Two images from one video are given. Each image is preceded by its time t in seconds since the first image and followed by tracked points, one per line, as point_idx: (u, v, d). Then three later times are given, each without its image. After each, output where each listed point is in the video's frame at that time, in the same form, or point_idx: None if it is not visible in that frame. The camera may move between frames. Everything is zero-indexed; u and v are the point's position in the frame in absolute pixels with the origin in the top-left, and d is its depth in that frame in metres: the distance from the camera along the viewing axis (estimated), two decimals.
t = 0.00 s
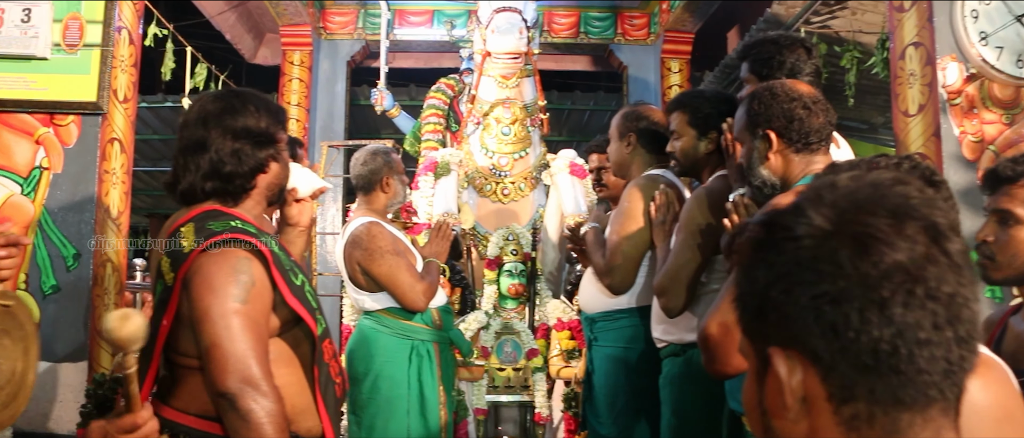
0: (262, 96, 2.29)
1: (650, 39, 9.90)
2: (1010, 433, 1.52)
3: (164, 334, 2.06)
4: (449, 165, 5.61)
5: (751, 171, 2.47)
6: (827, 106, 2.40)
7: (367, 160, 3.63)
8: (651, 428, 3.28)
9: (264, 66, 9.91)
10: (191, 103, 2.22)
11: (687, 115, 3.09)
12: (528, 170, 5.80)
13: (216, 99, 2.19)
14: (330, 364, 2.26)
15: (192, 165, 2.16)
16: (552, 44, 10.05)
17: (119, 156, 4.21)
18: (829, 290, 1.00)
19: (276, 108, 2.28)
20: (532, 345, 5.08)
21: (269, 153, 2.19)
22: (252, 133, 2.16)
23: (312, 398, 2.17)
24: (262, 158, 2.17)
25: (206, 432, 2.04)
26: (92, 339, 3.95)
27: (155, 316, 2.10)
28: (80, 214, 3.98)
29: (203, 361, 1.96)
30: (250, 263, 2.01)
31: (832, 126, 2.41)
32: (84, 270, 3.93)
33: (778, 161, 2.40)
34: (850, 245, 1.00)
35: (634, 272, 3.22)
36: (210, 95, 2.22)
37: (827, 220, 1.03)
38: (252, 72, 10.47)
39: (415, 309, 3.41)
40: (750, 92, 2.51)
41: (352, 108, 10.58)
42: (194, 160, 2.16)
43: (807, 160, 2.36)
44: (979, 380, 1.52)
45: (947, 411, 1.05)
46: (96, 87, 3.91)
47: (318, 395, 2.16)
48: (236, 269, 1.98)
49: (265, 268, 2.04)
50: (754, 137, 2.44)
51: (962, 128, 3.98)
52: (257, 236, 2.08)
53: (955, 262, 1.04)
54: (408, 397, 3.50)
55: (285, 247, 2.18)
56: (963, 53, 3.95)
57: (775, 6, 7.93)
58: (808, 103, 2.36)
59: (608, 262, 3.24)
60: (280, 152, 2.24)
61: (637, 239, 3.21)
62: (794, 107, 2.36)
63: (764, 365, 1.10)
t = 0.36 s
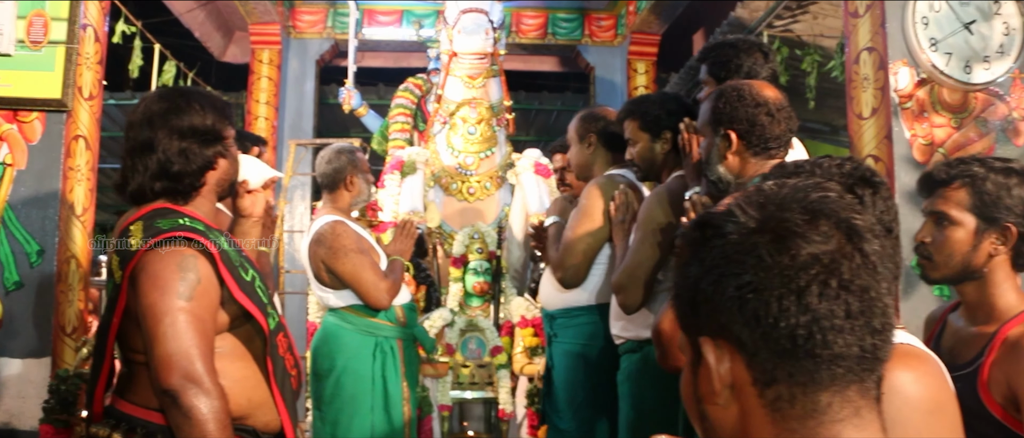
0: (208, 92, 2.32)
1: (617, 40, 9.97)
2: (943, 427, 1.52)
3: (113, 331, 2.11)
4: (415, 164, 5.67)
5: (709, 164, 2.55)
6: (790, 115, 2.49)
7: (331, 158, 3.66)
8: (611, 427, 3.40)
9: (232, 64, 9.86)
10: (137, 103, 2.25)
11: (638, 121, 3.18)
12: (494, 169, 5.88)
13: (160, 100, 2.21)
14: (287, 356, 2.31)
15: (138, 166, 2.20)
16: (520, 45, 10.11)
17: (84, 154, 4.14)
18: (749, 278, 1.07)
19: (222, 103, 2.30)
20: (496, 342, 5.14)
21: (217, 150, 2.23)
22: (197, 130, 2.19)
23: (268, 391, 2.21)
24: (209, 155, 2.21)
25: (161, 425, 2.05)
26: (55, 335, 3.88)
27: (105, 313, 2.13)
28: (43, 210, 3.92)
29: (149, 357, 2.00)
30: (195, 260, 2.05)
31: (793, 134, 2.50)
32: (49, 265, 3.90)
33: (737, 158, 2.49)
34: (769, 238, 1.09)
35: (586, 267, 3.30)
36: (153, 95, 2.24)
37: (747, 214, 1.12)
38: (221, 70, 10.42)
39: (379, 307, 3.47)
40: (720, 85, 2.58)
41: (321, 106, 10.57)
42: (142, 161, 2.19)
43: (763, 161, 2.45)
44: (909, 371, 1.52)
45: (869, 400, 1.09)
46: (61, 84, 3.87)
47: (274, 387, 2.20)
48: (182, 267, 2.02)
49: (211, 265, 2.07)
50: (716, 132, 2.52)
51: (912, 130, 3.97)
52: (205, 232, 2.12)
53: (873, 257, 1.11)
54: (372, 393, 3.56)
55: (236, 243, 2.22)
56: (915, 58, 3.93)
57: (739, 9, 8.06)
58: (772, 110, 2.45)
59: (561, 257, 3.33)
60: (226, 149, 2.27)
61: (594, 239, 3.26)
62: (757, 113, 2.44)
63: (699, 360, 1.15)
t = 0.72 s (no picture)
0: (169, 87, 2.31)
1: (591, 41, 10.01)
2: (898, 421, 1.53)
3: (85, 328, 2.10)
4: (389, 163, 5.69)
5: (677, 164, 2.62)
6: (758, 121, 2.54)
7: (304, 157, 3.68)
8: (579, 425, 3.45)
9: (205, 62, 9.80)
10: (97, 104, 2.24)
11: (608, 120, 3.22)
12: (467, 168, 5.92)
13: (119, 99, 2.20)
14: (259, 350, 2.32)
15: (104, 166, 2.20)
16: (495, 45, 10.14)
17: (56, 150, 4.10)
18: (702, 271, 1.13)
19: (183, 97, 2.29)
20: (468, 341, 5.14)
21: (180, 147, 2.23)
22: (159, 129, 2.19)
23: (242, 386, 2.23)
24: (173, 153, 2.21)
25: (135, 420, 2.06)
26: (25, 332, 3.83)
27: (77, 308, 2.13)
28: (14, 207, 3.87)
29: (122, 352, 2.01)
30: (166, 254, 2.06)
31: (758, 138, 2.56)
32: (18, 262, 3.84)
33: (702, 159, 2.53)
34: (722, 233, 1.14)
35: (556, 268, 3.33)
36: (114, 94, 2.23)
37: (703, 210, 1.17)
38: (194, 68, 10.35)
39: (350, 305, 3.51)
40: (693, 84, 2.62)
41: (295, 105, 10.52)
42: (105, 163, 2.20)
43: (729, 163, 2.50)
44: (866, 367, 1.52)
45: (814, 390, 1.14)
46: (32, 81, 3.82)
47: (246, 382, 2.22)
48: (153, 261, 2.03)
49: (182, 259, 2.08)
50: (685, 131, 2.57)
51: (877, 132, 3.96)
52: (175, 227, 2.12)
53: (820, 254, 1.17)
54: (344, 391, 3.56)
55: (205, 236, 2.22)
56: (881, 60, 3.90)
57: (711, 11, 8.17)
58: (739, 116, 2.49)
59: (529, 254, 3.34)
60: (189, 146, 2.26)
61: (563, 237, 3.29)
62: (724, 118, 2.49)
63: (653, 351, 1.19)
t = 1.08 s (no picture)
0: (144, 80, 2.26)
1: (577, 41, 10.00)
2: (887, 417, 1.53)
3: (83, 317, 2.07)
4: (375, 161, 5.72)
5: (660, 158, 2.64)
6: (743, 119, 2.54)
7: (291, 154, 3.67)
8: (567, 424, 3.44)
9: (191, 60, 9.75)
10: (70, 107, 2.20)
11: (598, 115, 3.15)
12: (453, 167, 5.90)
13: (89, 102, 2.17)
14: (252, 341, 2.30)
15: (83, 171, 2.18)
16: (481, 44, 10.13)
17: (41, 147, 4.07)
18: (717, 249, 1.10)
19: (158, 90, 2.25)
20: (455, 339, 5.12)
21: (158, 142, 2.19)
22: (135, 128, 2.16)
23: (239, 376, 2.21)
24: (152, 151, 2.18)
25: (125, 417, 2.05)
26: (9, 330, 3.80)
27: (71, 299, 2.10)
28: None
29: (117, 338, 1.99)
30: (161, 238, 2.04)
31: (743, 137, 2.55)
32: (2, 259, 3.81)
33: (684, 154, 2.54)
34: (739, 211, 1.11)
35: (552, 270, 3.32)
36: (85, 95, 2.19)
37: (720, 184, 1.14)
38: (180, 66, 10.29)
39: (336, 303, 3.49)
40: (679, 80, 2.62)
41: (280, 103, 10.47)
42: (85, 167, 2.18)
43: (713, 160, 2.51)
44: (851, 360, 1.53)
45: (824, 375, 1.12)
46: (15, 77, 3.77)
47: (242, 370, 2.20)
48: (147, 245, 2.01)
49: (176, 243, 2.06)
50: (670, 126, 2.58)
51: (862, 132, 4.01)
52: (169, 212, 2.11)
53: (839, 238, 1.13)
54: (331, 389, 3.55)
55: (199, 223, 2.20)
56: (864, 60, 3.93)
57: (697, 12, 8.22)
58: (722, 114, 2.50)
59: (529, 260, 3.30)
60: (170, 139, 2.23)
61: (549, 236, 3.27)
62: (707, 116, 2.50)
63: (660, 325, 1.18)
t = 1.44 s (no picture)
0: (132, 76, 2.22)
1: (573, 40, 10.00)
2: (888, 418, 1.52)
3: (83, 314, 2.05)
4: (372, 160, 5.66)
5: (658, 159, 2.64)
6: (739, 118, 2.54)
7: (288, 152, 3.67)
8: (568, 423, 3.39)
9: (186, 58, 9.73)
10: (59, 108, 2.17)
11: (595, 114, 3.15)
12: (450, 166, 5.90)
13: (78, 103, 2.13)
14: (252, 336, 2.29)
15: (78, 172, 2.15)
16: (477, 44, 10.11)
17: (38, 145, 4.07)
18: (769, 246, 1.04)
19: (146, 85, 2.21)
20: (452, 338, 5.12)
21: (151, 138, 2.16)
22: (126, 126, 2.12)
23: (240, 370, 2.20)
24: (147, 147, 2.16)
25: (130, 416, 2.04)
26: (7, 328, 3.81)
27: (71, 297, 2.09)
28: None
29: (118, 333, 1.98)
30: (160, 232, 2.03)
31: (740, 136, 2.57)
32: None
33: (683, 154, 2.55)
34: (798, 209, 1.04)
35: (544, 263, 3.26)
36: (73, 96, 2.15)
37: (780, 178, 1.07)
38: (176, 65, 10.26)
39: (333, 301, 3.48)
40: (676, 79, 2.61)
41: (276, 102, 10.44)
42: (79, 168, 2.15)
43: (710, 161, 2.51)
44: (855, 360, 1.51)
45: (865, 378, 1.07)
46: (12, 75, 3.75)
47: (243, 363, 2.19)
48: (146, 239, 2.00)
49: (174, 235, 2.06)
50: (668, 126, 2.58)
51: (860, 131, 4.04)
52: (167, 207, 2.10)
53: (895, 241, 1.07)
54: (328, 387, 3.54)
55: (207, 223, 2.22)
56: (863, 60, 3.94)
57: (694, 11, 8.22)
58: (720, 113, 2.50)
59: (517, 253, 3.27)
60: (163, 133, 2.21)
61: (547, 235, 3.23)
62: (705, 115, 2.50)
63: (699, 306, 1.14)
